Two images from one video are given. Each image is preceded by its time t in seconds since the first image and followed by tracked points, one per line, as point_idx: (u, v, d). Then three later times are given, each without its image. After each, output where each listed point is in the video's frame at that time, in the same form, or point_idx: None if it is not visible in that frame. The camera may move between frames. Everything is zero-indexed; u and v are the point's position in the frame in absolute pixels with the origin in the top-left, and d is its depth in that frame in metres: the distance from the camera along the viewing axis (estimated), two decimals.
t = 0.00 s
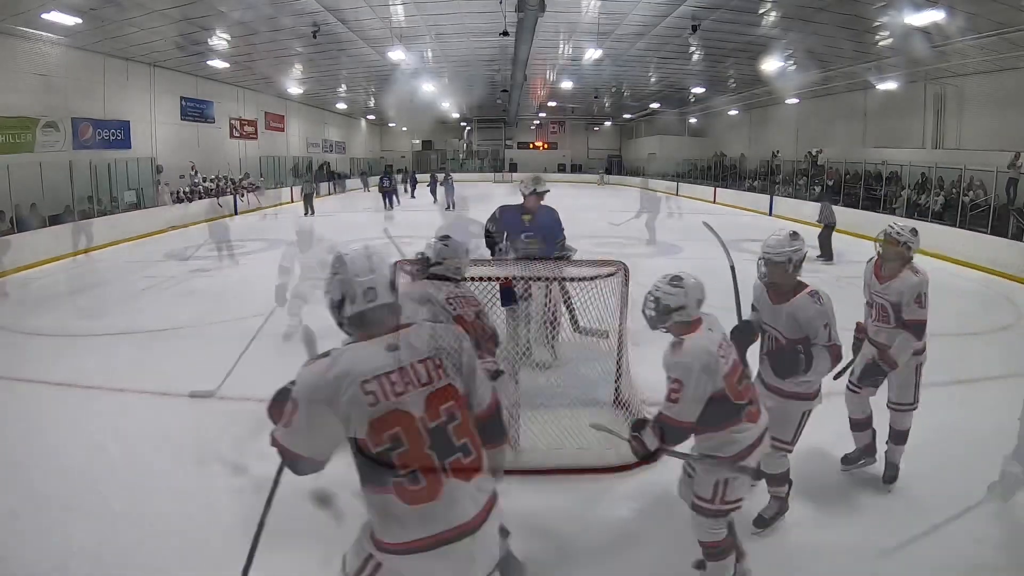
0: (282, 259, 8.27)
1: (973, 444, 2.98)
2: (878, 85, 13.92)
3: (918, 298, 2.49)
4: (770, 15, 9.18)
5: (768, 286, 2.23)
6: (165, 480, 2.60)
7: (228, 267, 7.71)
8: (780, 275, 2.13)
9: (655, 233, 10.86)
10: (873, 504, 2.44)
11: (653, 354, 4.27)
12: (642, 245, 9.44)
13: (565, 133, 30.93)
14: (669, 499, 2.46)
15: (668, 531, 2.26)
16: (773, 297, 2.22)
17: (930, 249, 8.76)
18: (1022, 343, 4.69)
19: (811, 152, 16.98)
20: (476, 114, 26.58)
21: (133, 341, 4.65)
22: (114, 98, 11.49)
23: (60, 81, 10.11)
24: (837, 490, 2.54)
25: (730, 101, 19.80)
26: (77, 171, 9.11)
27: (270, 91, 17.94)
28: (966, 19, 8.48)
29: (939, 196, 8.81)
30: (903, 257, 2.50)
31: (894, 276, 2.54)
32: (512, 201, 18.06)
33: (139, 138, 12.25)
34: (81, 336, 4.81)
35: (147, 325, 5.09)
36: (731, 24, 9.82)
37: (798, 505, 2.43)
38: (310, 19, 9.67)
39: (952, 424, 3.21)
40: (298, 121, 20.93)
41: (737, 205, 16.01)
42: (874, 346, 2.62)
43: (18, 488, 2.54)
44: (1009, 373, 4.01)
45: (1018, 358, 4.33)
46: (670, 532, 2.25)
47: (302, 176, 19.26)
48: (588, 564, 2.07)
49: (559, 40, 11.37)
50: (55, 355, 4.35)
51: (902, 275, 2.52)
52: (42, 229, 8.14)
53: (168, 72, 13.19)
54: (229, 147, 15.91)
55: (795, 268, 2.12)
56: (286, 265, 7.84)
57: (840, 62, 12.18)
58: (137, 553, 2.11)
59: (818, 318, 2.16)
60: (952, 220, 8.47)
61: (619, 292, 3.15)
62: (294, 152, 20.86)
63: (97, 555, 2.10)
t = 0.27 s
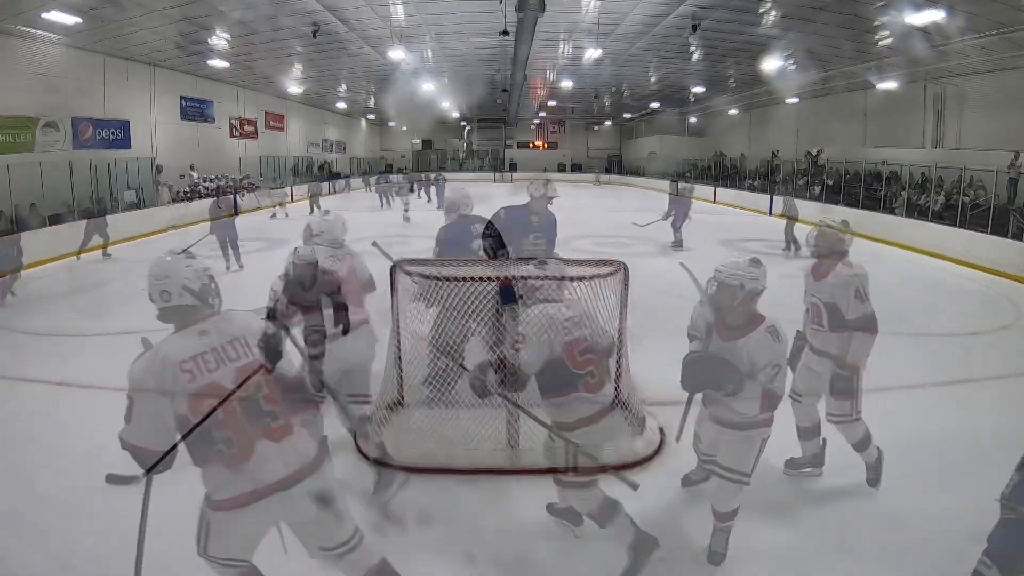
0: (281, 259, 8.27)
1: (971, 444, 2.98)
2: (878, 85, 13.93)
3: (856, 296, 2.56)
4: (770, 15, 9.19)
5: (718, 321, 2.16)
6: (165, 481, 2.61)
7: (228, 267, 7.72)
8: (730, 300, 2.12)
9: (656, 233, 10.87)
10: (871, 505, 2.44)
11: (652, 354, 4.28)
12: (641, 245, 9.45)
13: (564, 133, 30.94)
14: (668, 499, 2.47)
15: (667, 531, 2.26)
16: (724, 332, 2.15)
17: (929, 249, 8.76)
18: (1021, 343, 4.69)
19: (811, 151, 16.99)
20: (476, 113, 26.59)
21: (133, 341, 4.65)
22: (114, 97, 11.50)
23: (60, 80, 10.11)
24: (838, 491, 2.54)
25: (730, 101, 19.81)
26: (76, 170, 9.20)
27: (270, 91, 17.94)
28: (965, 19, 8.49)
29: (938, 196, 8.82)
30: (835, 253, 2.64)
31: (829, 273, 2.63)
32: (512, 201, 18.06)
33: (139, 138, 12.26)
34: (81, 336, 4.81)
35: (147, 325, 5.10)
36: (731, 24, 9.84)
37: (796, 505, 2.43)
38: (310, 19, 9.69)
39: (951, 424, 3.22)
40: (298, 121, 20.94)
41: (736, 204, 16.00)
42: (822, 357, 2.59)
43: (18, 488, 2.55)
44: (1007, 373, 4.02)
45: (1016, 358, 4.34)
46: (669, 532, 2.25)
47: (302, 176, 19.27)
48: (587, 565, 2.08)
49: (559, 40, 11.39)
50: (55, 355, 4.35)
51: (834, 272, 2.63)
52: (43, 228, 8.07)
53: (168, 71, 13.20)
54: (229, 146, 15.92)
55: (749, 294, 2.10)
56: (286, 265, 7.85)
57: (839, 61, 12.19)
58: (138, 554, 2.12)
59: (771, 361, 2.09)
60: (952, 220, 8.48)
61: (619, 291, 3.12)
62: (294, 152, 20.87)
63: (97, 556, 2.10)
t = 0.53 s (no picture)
0: (281, 258, 8.26)
1: (974, 443, 2.98)
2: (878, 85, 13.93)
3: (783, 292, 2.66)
4: (769, 15, 9.20)
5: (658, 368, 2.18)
6: (166, 480, 2.61)
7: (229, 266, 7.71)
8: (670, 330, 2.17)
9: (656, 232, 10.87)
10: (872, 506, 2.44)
11: (652, 354, 4.27)
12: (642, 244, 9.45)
13: (564, 132, 30.95)
14: (668, 498, 2.47)
15: (669, 531, 2.26)
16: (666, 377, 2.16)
17: (930, 249, 8.75)
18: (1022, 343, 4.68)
19: (811, 151, 16.98)
20: (476, 113, 26.60)
21: (134, 340, 4.66)
22: (114, 97, 11.50)
23: (60, 80, 10.12)
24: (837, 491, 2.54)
25: (730, 101, 19.81)
26: (77, 169, 9.21)
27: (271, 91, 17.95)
28: (965, 19, 8.50)
29: (938, 196, 8.82)
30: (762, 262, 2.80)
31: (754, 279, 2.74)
32: (512, 200, 18.06)
33: (139, 138, 12.26)
34: (82, 335, 4.81)
35: (147, 325, 5.10)
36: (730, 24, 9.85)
37: (798, 505, 2.43)
38: (310, 19, 9.70)
39: (950, 423, 3.22)
40: (298, 121, 20.95)
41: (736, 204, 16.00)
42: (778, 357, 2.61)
43: (18, 487, 2.55)
44: (1009, 373, 4.01)
45: (1017, 357, 4.34)
46: (670, 532, 2.25)
47: (302, 176, 19.28)
48: (588, 564, 2.08)
49: (559, 40, 11.40)
50: (56, 354, 4.36)
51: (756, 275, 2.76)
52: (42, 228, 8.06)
53: (168, 71, 13.21)
54: (229, 146, 15.92)
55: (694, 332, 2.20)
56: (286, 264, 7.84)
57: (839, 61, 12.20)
58: (136, 554, 2.12)
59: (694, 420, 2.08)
60: (952, 220, 8.47)
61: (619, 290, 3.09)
62: (294, 152, 20.87)
63: (98, 555, 2.11)
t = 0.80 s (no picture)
0: (281, 258, 8.26)
1: (972, 442, 2.99)
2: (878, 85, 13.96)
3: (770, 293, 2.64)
4: (769, 15, 9.21)
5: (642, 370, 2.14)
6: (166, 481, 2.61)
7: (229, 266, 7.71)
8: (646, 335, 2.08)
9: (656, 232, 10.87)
10: (870, 504, 2.44)
11: (652, 354, 4.27)
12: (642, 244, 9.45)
13: (565, 132, 30.97)
14: (667, 498, 2.48)
15: (668, 531, 2.26)
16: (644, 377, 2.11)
17: (930, 248, 8.75)
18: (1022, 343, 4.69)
19: (811, 151, 17.00)
20: (476, 112, 26.62)
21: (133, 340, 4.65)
22: (114, 97, 11.51)
23: (60, 80, 10.13)
24: (837, 491, 2.53)
25: (730, 101, 19.85)
26: (77, 171, 9.13)
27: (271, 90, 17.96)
28: (964, 19, 8.51)
29: (938, 196, 8.84)
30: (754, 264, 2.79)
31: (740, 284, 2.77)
32: (512, 200, 18.08)
33: (139, 138, 12.26)
34: (82, 335, 4.81)
35: (147, 325, 5.10)
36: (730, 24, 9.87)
37: (796, 505, 2.43)
38: (310, 19, 9.72)
39: (949, 422, 3.23)
40: (298, 121, 20.97)
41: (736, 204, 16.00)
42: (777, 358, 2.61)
43: (17, 488, 2.55)
44: (1009, 373, 4.01)
45: (1017, 357, 4.35)
46: (669, 531, 2.26)
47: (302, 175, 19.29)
48: (587, 563, 2.09)
49: (559, 40, 11.42)
50: (56, 354, 4.35)
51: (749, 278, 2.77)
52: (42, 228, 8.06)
53: (168, 71, 13.23)
54: (230, 145, 15.93)
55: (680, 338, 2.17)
56: (286, 264, 7.84)
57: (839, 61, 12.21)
58: (135, 554, 2.12)
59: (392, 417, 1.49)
60: (952, 220, 8.49)
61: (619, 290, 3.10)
62: (294, 152, 20.89)
63: (97, 555, 2.11)
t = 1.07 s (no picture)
0: (281, 258, 8.26)
1: (973, 443, 2.98)
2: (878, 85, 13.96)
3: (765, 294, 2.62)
4: (769, 15, 9.21)
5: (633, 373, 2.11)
6: (166, 480, 2.61)
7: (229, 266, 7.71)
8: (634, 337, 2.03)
9: (656, 232, 10.86)
10: (870, 504, 2.44)
11: (653, 354, 4.26)
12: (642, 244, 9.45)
13: (565, 132, 30.98)
14: (667, 498, 2.47)
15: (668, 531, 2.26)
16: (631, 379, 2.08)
17: (930, 248, 8.74)
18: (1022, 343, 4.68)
19: (811, 151, 17.00)
20: (476, 113, 26.63)
21: (133, 340, 4.65)
22: (114, 97, 11.51)
23: (60, 80, 10.13)
24: (837, 491, 2.53)
25: (729, 101, 19.86)
26: (77, 172, 9.15)
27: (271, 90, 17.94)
28: (964, 19, 8.51)
29: (939, 195, 8.83)
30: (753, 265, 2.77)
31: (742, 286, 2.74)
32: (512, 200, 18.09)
33: (139, 138, 12.27)
34: (82, 335, 4.81)
35: (147, 325, 5.09)
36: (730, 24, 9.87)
37: (796, 505, 2.43)
38: (310, 19, 9.72)
39: (949, 422, 3.22)
40: (298, 121, 20.97)
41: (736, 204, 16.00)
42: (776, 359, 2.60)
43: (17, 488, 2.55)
44: (1009, 373, 4.01)
45: (1017, 357, 4.34)
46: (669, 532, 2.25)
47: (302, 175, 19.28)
48: (586, 564, 2.08)
49: (559, 40, 11.42)
50: (56, 354, 4.35)
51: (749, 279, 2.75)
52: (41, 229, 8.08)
53: (168, 71, 13.23)
54: (230, 146, 15.93)
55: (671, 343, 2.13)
56: (286, 264, 7.84)
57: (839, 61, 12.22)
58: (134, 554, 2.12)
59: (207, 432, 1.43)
60: (952, 220, 8.48)
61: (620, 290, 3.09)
62: (294, 152, 20.89)
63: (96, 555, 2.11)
